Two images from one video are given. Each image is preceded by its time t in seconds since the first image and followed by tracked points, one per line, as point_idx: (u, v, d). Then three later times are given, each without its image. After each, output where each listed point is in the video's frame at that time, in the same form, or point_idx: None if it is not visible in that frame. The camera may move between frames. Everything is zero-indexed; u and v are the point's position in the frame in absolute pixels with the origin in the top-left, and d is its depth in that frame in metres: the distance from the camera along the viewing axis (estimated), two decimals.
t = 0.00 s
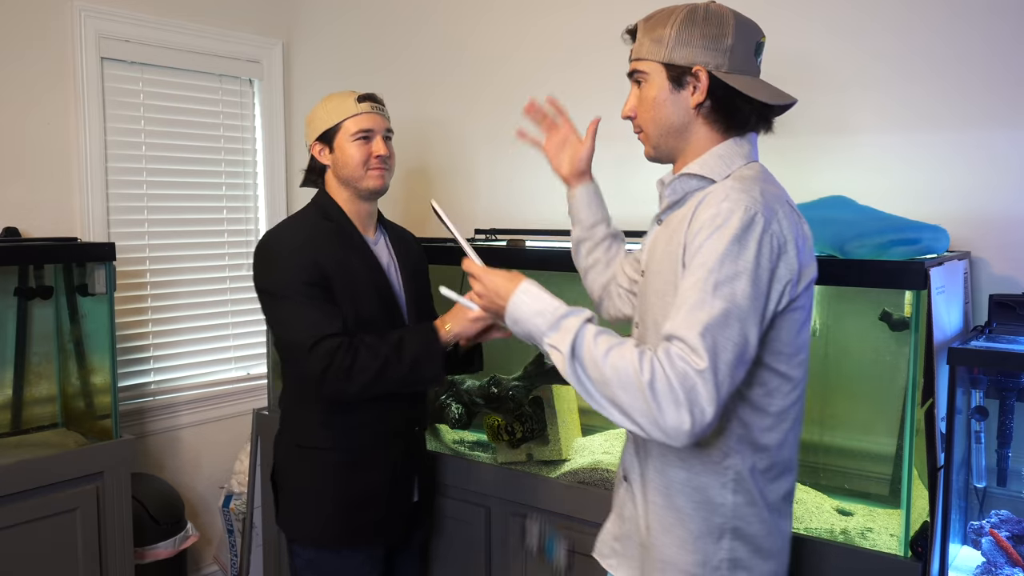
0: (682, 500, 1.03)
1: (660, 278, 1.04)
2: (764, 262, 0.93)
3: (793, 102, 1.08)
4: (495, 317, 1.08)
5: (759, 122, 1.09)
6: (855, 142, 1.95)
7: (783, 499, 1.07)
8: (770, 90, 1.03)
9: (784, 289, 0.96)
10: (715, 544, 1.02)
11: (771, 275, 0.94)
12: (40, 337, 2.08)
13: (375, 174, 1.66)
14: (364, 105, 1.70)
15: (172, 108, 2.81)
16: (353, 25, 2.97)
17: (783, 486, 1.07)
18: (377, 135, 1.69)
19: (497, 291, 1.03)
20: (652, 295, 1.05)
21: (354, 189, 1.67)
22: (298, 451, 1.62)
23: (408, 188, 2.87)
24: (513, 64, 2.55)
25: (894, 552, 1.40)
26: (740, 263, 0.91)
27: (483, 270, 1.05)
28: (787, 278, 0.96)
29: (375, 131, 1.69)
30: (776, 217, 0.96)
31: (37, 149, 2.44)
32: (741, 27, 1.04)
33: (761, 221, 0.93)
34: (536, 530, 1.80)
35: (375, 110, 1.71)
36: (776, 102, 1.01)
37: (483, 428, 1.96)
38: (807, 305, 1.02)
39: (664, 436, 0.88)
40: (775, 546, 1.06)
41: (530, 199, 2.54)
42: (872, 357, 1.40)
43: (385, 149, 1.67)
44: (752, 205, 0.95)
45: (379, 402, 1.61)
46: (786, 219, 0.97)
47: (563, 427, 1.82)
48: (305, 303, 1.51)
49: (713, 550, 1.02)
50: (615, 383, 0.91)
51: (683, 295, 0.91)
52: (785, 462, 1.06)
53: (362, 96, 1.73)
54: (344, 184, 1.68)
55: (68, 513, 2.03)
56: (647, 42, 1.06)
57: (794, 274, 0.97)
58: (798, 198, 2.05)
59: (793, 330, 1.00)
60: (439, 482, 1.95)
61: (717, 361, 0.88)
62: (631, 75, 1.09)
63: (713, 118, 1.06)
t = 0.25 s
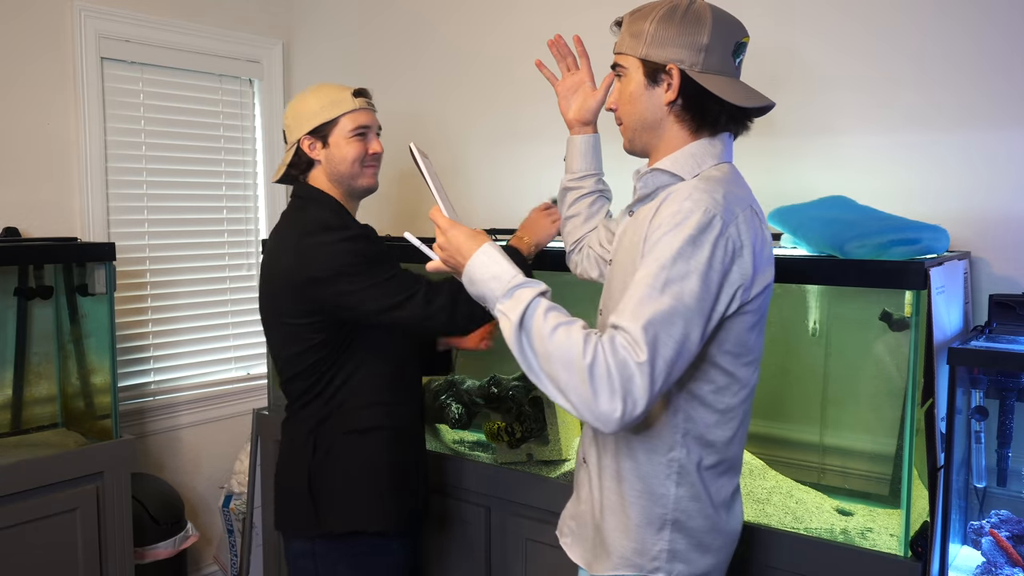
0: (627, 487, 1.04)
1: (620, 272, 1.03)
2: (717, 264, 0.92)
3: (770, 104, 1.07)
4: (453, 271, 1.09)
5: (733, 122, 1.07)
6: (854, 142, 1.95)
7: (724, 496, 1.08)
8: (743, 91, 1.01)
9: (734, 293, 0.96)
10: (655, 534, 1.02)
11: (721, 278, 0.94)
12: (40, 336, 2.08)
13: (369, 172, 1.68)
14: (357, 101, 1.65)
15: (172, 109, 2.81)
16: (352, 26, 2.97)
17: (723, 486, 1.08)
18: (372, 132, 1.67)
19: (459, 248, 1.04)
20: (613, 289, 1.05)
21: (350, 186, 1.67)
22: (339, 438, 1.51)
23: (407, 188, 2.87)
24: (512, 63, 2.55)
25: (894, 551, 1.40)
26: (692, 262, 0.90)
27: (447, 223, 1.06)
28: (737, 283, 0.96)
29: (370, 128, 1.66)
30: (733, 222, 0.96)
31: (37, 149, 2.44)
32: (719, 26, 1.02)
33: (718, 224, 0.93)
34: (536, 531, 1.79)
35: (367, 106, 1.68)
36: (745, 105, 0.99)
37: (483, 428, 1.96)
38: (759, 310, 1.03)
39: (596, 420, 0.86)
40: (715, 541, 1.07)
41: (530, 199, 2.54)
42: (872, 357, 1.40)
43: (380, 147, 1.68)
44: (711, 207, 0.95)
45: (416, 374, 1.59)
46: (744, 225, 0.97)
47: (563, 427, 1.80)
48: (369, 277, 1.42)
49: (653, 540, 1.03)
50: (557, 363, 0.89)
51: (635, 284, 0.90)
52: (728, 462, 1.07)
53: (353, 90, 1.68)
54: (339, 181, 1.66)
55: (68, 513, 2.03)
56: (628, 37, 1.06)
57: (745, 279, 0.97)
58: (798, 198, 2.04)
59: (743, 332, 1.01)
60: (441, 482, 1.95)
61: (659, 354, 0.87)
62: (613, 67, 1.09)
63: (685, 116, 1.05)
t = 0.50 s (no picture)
0: (603, 489, 1.05)
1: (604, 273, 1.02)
2: (687, 267, 0.90)
3: (769, 104, 1.05)
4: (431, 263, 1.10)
5: (729, 121, 1.07)
6: (854, 142, 1.95)
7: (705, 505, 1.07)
8: (740, 90, 0.99)
9: (708, 297, 0.93)
10: (630, 539, 1.03)
11: (693, 281, 0.91)
12: (40, 336, 2.08)
13: (348, 173, 1.68)
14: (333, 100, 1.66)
15: (172, 109, 2.81)
16: (352, 26, 2.97)
17: (701, 494, 1.06)
18: (350, 132, 1.68)
19: (435, 242, 1.04)
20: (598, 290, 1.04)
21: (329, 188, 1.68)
22: (350, 443, 1.49)
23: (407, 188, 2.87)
24: (511, 63, 2.55)
25: (894, 551, 1.40)
26: (660, 262, 0.88)
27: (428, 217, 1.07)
28: (711, 286, 0.93)
29: (347, 128, 1.67)
30: (708, 222, 0.93)
31: (38, 149, 2.44)
32: (717, 22, 1.00)
33: (692, 225, 0.91)
34: (536, 530, 1.79)
35: (342, 105, 1.68)
36: (741, 104, 0.97)
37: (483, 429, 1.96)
38: (741, 316, 1.00)
39: (552, 420, 0.86)
40: (695, 549, 1.06)
41: (530, 199, 2.54)
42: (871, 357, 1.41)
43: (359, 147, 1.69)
44: (686, 206, 0.93)
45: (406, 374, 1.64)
46: (721, 226, 0.94)
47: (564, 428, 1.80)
48: (380, 277, 1.43)
49: (628, 545, 1.03)
50: (517, 361, 0.89)
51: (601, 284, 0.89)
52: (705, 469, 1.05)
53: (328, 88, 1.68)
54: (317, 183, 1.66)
55: (68, 513, 2.03)
56: (625, 33, 1.05)
57: (722, 283, 0.94)
58: (798, 198, 2.04)
59: (722, 339, 0.98)
60: (442, 482, 1.95)
61: (617, 355, 0.85)
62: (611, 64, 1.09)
63: (679, 114, 1.05)
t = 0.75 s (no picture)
0: (609, 497, 1.05)
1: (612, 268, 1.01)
2: (687, 264, 0.88)
3: (783, 96, 1.04)
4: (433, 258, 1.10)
5: (741, 113, 1.05)
6: (853, 141, 1.95)
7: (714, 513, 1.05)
8: (751, 81, 0.98)
9: (711, 296, 0.92)
10: (637, 549, 1.02)
11: (694, 278, 0.89)
12: (40, 336, 2.07)
13: (325, 172, 1.69)
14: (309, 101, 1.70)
15: (172, 109, 2.81)
16: (352, 26, 2.97)
17: (710, 502, 1.05)
18: (326, 133, 1.71)
19: (433, 236, 1.05)
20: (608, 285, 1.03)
21: (306, 187, 1.68)
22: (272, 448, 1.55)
23: (406, 188, 2.87)
24: (511, 63, 2.55)
25: (894, 551, 1.40)
26: (657, 259, 0.87)
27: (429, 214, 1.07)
28: (714, 284, 0.91)
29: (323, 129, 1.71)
30: (711, 218, 0.91)
31: (37, 149, 2.44)
32: (727, 11, 0.99)
33: (692, 221, 0.89)
34: (535, 530, 1.79)
35: (318, 108, 1.73)
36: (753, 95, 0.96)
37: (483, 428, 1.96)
38: (749, 318, 0.97)
39: (541, 417, 0.87)
40: (706, 559, 1.05)
41: (530, 198, 2.54)
42: (871, 357, 1.40)
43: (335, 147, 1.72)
44: (688, 201, 0.91)
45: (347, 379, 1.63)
46: (725, 222, 0.92)
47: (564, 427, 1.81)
48: (283, 279, 1.45)
49: (635, 556, 1.02)
50: (509, 357, 0.89)
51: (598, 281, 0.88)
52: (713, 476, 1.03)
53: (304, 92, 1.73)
54: (294, 182, 1.67)
55: (68, 513, 2.03)
56: (632, 23, 1.04)
57: (725, 281, 0.92)
58: (798, 198, 2.04)
59: (728, 341, 0.96)
60: (442, 482, 1.95)
61: (609, 354, 0.84)
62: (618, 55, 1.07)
63: (688, 107, 1.03)
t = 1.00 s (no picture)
0: (631, 508, 1.04)
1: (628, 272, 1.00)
2: (708, 269, 0.88)
3: (802, 96, 1.04)
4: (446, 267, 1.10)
5: (760, 113, 1.05)
6: (854, 141, 1.95)
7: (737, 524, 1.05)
8: (769, 80, 0.98)
9: (732, 300, 0.91)
10: (658, 562, 1.02)
11: (715, 282, 0.89)
12: (40, 336, 2.07)
13: (311, 174, 1.74)
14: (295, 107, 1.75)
15: (172, 109, 2.81)
16: (352, 26, 2.97)
17: (733, 514, 1.04)
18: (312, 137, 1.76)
19: (449, 246, 1.04)
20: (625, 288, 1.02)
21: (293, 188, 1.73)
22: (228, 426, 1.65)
23: (406, 188, 2.87)
24: (512, 63, 2.55)
25: (894, 551, 1.42)
26: (680, 264, 0.87)
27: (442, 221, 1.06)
28: (734, 288, 0.91)
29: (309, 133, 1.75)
30: (730, 221, 0.91)
31: (37, 149, 2.44)
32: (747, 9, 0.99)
33: (711, 223, 0.89)
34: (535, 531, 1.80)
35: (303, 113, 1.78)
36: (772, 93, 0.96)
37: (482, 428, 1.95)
38: (770, 323, 0.97)
39: (570, 434, 0.86)
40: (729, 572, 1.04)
41: (530, 198, 2.54)
42: (871, 357, 1.40)
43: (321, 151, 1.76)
44: (706, 204, 0.90)
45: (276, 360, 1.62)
46: (744, 225, 0.92)
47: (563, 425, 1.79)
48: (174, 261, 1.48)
49: (657, 568, 1.02)
50: (535, 371, 0.88)
51: (619, 290, 0.88)
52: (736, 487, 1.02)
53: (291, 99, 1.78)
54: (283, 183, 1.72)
55: (68, 513, 2.03)
56: (649, 18, 1.03)
57: (746, 283, 0.92)
58: (797, 198, 2.05)
59: (749, 347, 0.96)
60: (444, 482, 1.96)
61: (637, 365, 0.84)
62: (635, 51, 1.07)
63: (704, 105, 1.03)
